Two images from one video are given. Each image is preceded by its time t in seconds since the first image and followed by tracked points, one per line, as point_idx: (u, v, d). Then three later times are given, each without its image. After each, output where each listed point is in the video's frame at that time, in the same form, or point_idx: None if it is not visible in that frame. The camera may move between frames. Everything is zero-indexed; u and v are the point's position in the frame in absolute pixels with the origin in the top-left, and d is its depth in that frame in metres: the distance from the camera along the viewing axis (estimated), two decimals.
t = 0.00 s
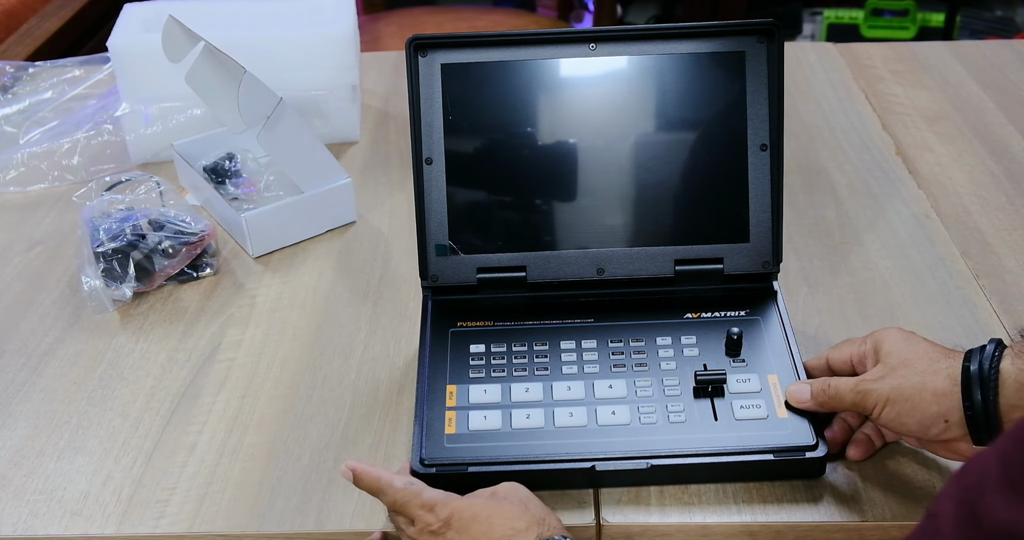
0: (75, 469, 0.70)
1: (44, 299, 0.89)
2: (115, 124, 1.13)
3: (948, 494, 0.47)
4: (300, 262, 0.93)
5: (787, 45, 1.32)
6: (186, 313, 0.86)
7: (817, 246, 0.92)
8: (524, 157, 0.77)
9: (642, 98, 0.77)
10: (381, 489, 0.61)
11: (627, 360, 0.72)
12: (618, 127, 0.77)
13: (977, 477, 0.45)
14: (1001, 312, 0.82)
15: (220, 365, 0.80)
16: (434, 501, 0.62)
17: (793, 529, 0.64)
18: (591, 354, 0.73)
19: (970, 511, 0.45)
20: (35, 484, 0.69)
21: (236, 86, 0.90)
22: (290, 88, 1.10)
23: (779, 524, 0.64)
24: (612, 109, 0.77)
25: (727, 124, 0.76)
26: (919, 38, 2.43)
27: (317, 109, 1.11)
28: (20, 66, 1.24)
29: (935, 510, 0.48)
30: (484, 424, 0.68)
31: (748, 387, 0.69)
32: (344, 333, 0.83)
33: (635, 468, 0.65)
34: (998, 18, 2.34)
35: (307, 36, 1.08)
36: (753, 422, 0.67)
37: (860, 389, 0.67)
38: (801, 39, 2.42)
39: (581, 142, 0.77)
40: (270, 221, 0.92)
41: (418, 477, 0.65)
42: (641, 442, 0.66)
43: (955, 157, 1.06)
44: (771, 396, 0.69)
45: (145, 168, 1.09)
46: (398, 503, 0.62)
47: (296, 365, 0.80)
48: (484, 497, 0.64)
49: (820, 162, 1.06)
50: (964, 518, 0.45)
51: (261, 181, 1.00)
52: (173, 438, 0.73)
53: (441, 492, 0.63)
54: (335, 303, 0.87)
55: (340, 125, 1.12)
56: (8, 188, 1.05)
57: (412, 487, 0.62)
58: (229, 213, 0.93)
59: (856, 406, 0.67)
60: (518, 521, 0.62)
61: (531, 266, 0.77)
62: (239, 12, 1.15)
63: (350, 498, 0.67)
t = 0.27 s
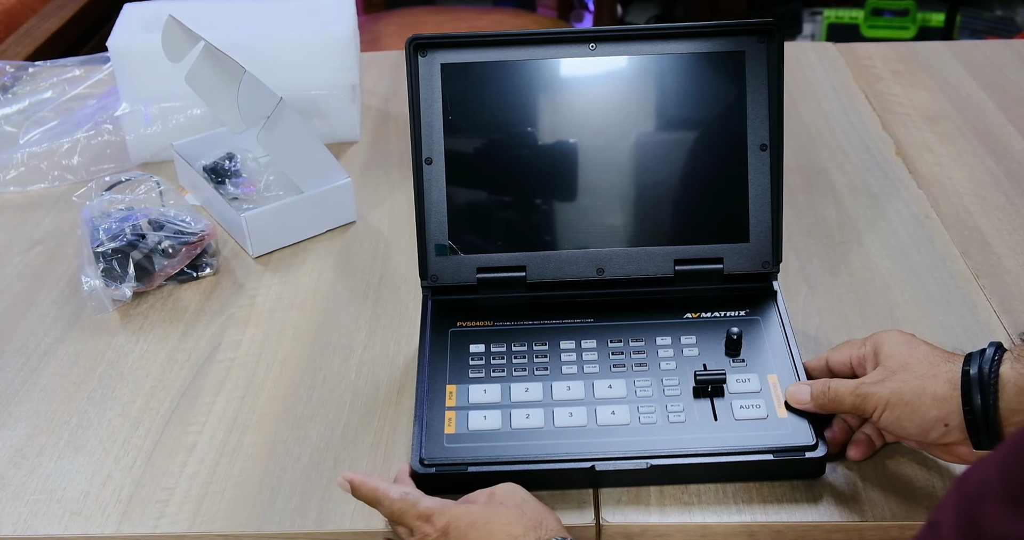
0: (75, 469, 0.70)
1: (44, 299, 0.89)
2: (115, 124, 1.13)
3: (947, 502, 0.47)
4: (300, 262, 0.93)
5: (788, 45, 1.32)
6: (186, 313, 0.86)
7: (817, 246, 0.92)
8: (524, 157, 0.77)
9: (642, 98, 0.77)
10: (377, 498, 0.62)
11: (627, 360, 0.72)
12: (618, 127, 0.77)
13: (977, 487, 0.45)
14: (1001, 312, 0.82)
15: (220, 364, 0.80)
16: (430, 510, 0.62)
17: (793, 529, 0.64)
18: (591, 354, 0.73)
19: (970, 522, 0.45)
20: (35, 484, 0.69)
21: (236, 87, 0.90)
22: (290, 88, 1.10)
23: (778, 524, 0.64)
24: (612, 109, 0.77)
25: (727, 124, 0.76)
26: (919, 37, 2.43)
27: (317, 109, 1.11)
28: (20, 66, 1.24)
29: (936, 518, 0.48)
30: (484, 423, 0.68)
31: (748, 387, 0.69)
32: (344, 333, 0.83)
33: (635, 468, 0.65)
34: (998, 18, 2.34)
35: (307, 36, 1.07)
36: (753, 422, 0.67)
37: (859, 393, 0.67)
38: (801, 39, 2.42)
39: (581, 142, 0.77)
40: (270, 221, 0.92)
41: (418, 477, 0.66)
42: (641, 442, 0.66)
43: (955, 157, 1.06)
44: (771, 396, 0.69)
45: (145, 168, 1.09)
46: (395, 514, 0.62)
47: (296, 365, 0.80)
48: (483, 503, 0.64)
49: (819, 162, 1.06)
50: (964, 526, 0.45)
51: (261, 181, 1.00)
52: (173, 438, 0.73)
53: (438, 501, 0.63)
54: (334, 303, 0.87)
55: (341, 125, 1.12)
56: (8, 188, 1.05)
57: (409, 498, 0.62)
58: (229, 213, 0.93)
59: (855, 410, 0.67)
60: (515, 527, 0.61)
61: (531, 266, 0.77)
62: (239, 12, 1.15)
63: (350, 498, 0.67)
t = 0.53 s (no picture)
0: (75, 469, 0.70)
1: (44, 300, 0.89)
2: (115, 124, 1.13)
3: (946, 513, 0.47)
4: (300, 262, 0.93)
5: (788, 45, 1.32)
6: (186, 313, 0.86)
7: (817, 246, 0.92)
8: (523, 157, 0.77)
9: (642, 98, 0.77)
10: (378, 498, 0.62)
11: (627, 360, 0.72)
12: (617, 127, 0.77)
13: (974, 494, 0.45)
14: (1001, 313, 0.82)
15: (220, 365, 0.80)
16: (430, 513, 0.62)
17: (792, 529, 0.64)
18: (591, 354, 0.73)
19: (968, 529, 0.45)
20: (35, 484, 0.69)
21: (236, 87, 0.90)
22: (290, 88, 1.10)
23: (779, 524, 0.64)
24: (611, 109, 0.77)
25: (726, 124, 0.76)
26: (919, 37, 2.42)
27: (317, 109, 1.11)
28: (20, 66, 1.24)
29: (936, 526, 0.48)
30: (484, 424, 0.68)
31: (748, 387, 0.69)
32: (344, 334, 0.83)
33: (635, 468, 0.65)
34: (998, 18, 2.34)
35: (307, 36, 1.07)
36: (753, 422, 0.67)
37: (858, 394, 0.67)
38: (801, 39, 2.42)
39: (580, 142, 0.77)
40: (269, 222, 0.92)
41: (418, 478, 0.66)
42: (641, 442, 0.66)
43: (955, 157, 1.06)
44: (771, 396, 0.69)
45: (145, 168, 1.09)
46: (396, 514, 0.62)
47: (296, 365, 0.80)
48: (483, 505, 0.63)
49: (819, 162, 1.06)
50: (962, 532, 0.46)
51: (261, 181, 1.00)
52: (173, 438, 0.73)
53: (439, 503, 0.63)
54: (334, 303, 0.87)
55: (340, 125, 1.12)
56: (8, 188, 1.05)
57: (409, 499, 0.62)
58: (229, 213, 0.93)
59: (854, 410, 0.67)
60: (514, 529, 0.61)
61: (530, 266, 0.77)
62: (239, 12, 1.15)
63: (349, 498, 0.67)
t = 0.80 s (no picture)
0: (75, 469, 0.70)
1: (43, 300, 0.89)
2: (115, 124, 1.13)
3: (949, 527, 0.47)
4: (300, 262, 0.93)
5: (788, 45, 1.32)
6: (186, 313, 0.86)
7: (817, 246, 0.92)
8: (523, 157, 0.77)
9: (640, 96, 0.76)
10: (386, 501, 0.62)
11: (629, 358, 0.72)
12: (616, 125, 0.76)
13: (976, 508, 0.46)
14: (1001, 312, 0.82)
15: (220, 364, 0.80)
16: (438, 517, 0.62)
17: (793, 529, 0.64)
18: (592, 353, 0.73)
19: None
20: (35, 484, 0.69)
21: (236, 86, 0.90)
22: (290, 88, 1.10)
23: (779, 524, 0.64)
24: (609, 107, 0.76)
25: (725, 122, 0.76)
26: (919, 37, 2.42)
27: (317, 109, 1.11)
28: (20, 66, 1.24)
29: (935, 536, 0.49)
30: (488, 424, 0.68)
31: (750, 384, 0.69)
32: (344, 334, 0.83)
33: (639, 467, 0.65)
34: (998, 18, 2.34)
35: (306, 36, 1.07)
36: (755, 419, 0.67)
37: (858, 387, 0.67)
38: (801, 39, 2.42)
39: (579, 141, 0.77)
40: (269, 221, 0.92)
41: (422, 479, 0.66)
42: (644, 441, 0.66)
43: (955, 157, 1.06)
44: (773, 393, 0.69)
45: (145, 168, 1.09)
46: (403, 518, 0.62)
47: (295, 365, 0.80)
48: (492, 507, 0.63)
49: (819, 162, 1.06)
50: None
51: (261, 181, 1.00)
52: (173, 438, 0.73)
53: (447, 508, 0.63)
54: (334, 303, 0.87)
55: (340, 126, 1.12)
56: (8, 188, 1.05)
57: (417, 503, 0.62)
58: (229, 213, 0.93)
59: (853, 404, 0.67)
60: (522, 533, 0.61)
61: (530, 266, 0.77)
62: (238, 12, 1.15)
63: (349, 498, 0.67)
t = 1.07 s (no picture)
0: (75, 469, 0.70)
1: (43, 300, 0.89)
2: (115, 124, 1.13)
3: (956, 538, 0.49)
4: (300, 262, 0.93)
5: (787, 45, 1.32)
6: (186, 313, 0.86)
7: (817, 245, 0.92)
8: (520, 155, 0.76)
9: (636, 94, 0.76)
10: (394, 507, 0.62)
11: (631, 355, 0.72)
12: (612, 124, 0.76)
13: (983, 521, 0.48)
14: (1001, 312, 0.82)
15: (220, 364, 0.80)
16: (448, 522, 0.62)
17: (793, 529, 0.64)
18: (595, 351, 0.73)
19: None
20: (35, 484, 0.69)
21: (236, 86, 0.90)
22: (290, 88, 1.10)
23: (778, 524, 0.64)
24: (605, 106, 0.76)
25: (721, 119, 0.76)
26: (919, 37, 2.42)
27: (317, 109, 1.11)
28: (20, 66, 1.24)
29: None
30: (494, 424, 0.68)
31: (753, 379, 0.70)
32: (344, 334, 0.83)
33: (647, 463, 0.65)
34: (998, 18, 2.34)
35: (306, 36, 1.07)
36: (760, 413, 0.68)
37: (858, 378, 0.67)
38: (801, 39, 2.42)
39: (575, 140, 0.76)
40: (270, 221, 0.92)
41: (430, 480, 0.65)
42: (651, 438, 0.66)
43: (955, 157, 1.06)
44: (776, 387, 0.69)
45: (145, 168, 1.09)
46: (411, 523, 0.62)
47: (295, 365, 0.80)
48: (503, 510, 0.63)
49: (819, 162, 1.06)
50: None
51: (261, 181, 1.00)
52: (173, 438, 0.73)
53: (457, 512, 0.63)
54: (334, 303, 0.87)
55: (340, 126, 1.12)
56: (8, 188, 1.05)
57: (426, 507, 0.62)
58: (229, 213, 0.93)
59: (854, 396, 0.68)
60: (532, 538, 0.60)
61: (529, 265, 0.77)
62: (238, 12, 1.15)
63: (349, 498, 0.67)
